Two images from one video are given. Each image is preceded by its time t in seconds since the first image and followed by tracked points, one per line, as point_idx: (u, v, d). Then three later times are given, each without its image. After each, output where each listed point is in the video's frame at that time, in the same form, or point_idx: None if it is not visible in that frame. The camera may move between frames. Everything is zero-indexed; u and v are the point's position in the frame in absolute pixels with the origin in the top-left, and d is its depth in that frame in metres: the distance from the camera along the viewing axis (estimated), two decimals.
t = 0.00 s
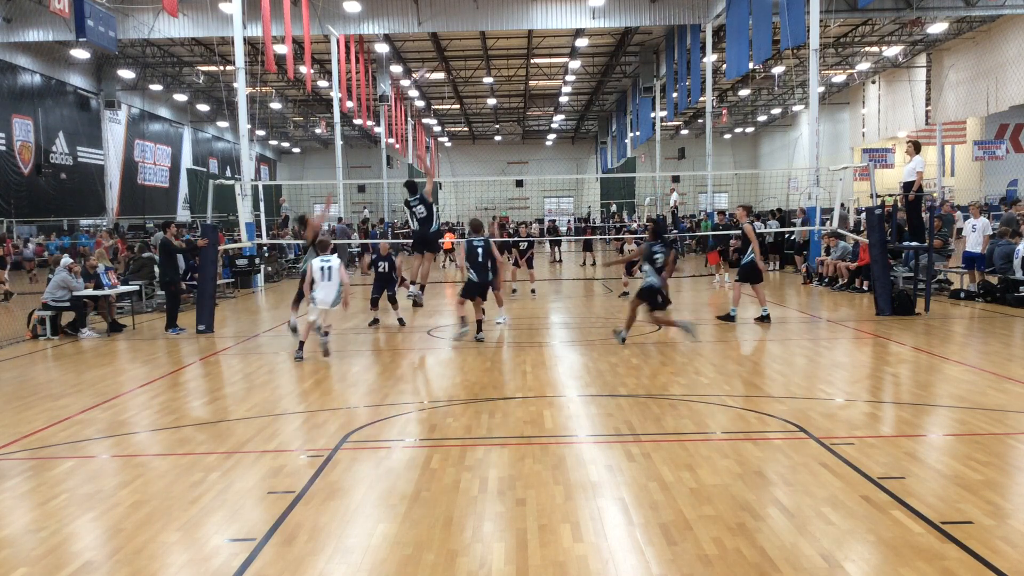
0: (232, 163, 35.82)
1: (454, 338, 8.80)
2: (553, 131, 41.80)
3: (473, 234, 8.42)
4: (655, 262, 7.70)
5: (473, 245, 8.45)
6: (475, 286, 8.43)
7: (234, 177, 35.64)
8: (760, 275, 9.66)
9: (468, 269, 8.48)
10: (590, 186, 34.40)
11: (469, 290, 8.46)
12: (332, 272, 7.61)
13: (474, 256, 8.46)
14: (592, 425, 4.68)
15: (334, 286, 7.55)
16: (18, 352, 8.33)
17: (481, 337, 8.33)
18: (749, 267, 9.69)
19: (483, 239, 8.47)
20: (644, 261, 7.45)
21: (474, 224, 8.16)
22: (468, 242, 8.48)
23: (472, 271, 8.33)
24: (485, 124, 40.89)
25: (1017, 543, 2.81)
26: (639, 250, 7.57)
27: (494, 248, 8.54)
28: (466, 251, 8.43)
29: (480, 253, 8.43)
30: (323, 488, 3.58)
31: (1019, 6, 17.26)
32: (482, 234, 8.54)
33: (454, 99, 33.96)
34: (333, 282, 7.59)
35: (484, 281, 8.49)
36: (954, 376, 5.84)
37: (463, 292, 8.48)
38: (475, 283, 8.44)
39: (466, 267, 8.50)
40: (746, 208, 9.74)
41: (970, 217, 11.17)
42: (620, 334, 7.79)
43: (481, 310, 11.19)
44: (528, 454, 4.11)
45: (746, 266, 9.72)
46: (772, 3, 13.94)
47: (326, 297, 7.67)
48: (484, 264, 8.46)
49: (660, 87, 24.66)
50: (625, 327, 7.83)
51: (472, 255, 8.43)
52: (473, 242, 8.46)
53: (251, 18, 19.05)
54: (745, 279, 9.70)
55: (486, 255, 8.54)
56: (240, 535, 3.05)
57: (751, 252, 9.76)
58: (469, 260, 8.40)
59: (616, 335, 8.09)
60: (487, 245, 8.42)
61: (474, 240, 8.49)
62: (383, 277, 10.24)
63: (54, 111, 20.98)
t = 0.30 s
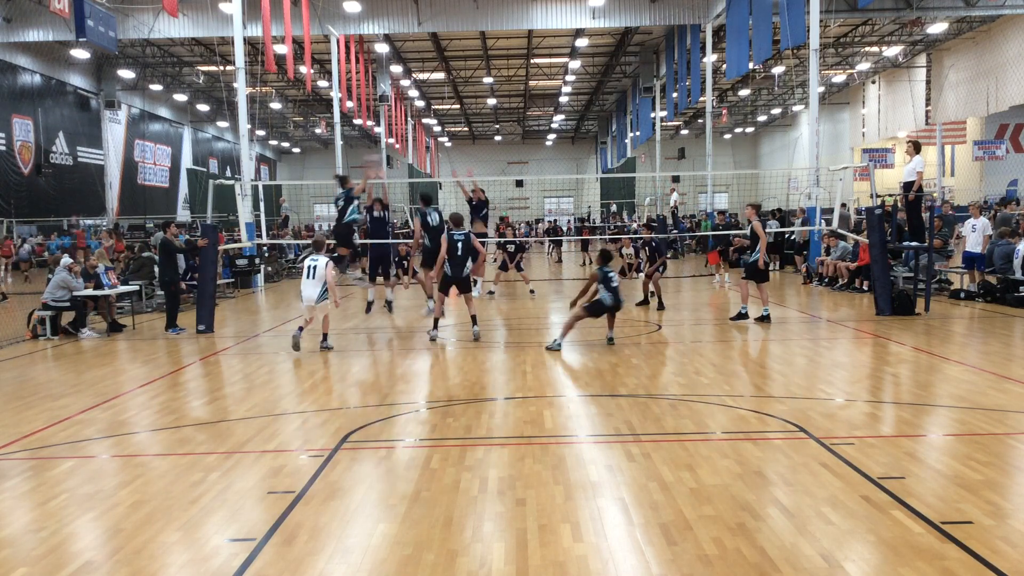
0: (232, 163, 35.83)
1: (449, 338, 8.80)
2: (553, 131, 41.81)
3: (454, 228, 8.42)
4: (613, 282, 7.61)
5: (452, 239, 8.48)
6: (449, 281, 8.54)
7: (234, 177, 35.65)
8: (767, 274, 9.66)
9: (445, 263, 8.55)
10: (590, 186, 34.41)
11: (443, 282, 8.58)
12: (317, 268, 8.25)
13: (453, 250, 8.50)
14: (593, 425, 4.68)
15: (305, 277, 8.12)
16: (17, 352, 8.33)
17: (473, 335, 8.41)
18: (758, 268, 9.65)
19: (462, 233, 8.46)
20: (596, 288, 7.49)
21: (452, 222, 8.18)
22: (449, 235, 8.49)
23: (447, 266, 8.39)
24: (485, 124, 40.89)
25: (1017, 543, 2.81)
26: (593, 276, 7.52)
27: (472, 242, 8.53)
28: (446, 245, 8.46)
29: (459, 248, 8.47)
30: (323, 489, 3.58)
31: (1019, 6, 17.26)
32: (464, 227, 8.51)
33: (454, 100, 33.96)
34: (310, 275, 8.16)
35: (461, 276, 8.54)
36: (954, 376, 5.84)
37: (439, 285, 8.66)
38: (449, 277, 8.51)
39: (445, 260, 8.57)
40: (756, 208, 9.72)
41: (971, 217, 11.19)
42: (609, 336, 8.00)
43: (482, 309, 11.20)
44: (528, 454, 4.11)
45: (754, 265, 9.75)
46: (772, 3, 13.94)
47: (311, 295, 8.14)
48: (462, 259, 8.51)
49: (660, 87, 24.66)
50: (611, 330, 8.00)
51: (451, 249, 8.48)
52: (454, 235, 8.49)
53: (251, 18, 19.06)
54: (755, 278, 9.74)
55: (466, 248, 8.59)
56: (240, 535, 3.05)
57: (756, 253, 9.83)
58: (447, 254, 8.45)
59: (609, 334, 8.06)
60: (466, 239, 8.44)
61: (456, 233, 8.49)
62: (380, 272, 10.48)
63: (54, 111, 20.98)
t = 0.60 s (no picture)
0: (232, 163, 35.83)
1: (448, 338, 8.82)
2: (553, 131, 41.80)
3: (446, 232, 8.50)
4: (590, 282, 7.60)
5: (445, 243, 8.58)
6: (441, 284, 8.58)
7: (234, 177, 35.65)
8: (769, 273, 9.67)
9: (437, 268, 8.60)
10: (590, 186, 34.38)
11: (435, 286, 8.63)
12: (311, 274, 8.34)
13: (446, 253, 8.58)
14: (592, 425, 4.68)
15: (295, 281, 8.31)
16: (17, 352, 8.33)
17: (472, 335, 8.42)
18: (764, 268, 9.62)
19: (455, 237, 8.55)
20: (573, 290, 7.54)
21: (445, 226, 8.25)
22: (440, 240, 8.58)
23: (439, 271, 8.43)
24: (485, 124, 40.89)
25: (1018, 543, 2.81)
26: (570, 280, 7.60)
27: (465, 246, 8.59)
28: (437, 248, 8.56)
29: (451, 252, 8.54)
30: (323, 489, 3.58)
31: (1019, 6, 17.27)
32: (455, 232, 8.61)
33: (454, 99, 33.96)
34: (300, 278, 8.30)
35: (452, 279, 8.58)
36: (954, 376, 5.84)
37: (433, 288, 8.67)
38: (441, 281, 8.57)
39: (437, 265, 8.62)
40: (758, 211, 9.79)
41: (971, 217, 11.15)
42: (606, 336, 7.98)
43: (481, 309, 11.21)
44: (528, 454, 4.11)
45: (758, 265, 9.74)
46: (772, 3, 13.94)
47: (297, 297, 8.18)
48: (454, 261, 8.56)
49: (660, 87, 24.65)
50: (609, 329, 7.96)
51: (443, 253, 8.56)
52: (446, 239, 8.57)
53: (251, 18, 19.06)
54: (760, 278, 9.70)
55: (459, 253, 8.67)
56: (240, 535, 3.05)
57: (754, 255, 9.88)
58: (438, 258, 8.52)
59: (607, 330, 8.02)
60: (458, 243, 8.51)
61: (447, 237, 8.59)
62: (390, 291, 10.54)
63: (54, 111, 20.97)
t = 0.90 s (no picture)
0: (232, 163, 35.84)
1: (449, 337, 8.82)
2: (553, 131, 41.79)
3: (459, 230, 8.58)
4: (590, 277, 7.57)
5: (457, 240, 8.63)
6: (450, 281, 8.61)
7: (234, 177, 35.65)
8: (767, 275, 9.70)
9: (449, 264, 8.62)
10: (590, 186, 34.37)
11: (444, 282, 8.63)
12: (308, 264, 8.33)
13: (456, 250, 8.62)
14: (592, 425, 4.68)
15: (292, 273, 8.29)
16: (17, 352, 8.33)
17: (474, 336, 8.37)
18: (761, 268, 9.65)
19: (467, 235, 8.61)
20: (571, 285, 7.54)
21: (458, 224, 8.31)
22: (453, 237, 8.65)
23: (450, 266, 8.45)
24: (485, 124, 40.88)
25: (1017, 543, 2.81)
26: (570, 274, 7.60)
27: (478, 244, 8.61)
28: (450, 246, 8.61)
29: (462, 250, 8.59)
30: (323, 489, 3.58)
31: (1019, 6, 17.27)
32: (469, 230, 8.67)
33: (454, 99, 33.96)
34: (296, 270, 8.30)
35: (462, 276, 8.58)
36: (954, 376, 5.84)
37: (440, 286, 8.69)
38: (450, 278, 8.56)
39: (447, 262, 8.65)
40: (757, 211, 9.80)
41: (970, 217, 11.10)
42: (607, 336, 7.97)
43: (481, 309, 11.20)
44: (528, 454, 4.11)
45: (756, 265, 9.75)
46: (772, 3, 13.94)
47: (293, 288, 8.18)
48: (464, 259, 8.61)
49: (660, 87, 24.65)
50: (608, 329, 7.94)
51: (455, 250, 8.60)
52: (459, 237, 8.64)
53: (251, 18, 19.06)
54: (757, 278, 9.73)
55: (469, 251, 8.71)
56: (240, 535, 3.05)
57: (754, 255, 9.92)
58: (450, 255, 8.57)
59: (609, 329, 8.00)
60: (470, 241, 8.57)
61: (460, 236, 8.66)
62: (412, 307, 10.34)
63: (54, 112, 20.97)
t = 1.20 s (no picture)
0: (232, 163, 35.85)
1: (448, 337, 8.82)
2: (553, 131, 41.78)
3: (464, 224, 8.50)
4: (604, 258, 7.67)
5: (463, 234, 8.57)
6: (457, 276, 8.58)
7: (234, 177, 35.64)
8: (757, 275, 9.71)
9: (454, 259, 8.60)
10: (591, 186, 34.36)
11: (450, 277, 8.63)
12: (319, 259, 8.27)
13: (462, 245, 8.57)
14: (592, 425, 4.68)
15: (300, 268, 8.22)
16: (17, 352, 8.33)
17: (469, 337, 8.33)
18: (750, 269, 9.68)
19: (472, 229, 8.52)
20: (583, 266, 7.64)
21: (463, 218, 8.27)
22: (458, 231, 8.58)
23: (455, 262, 8.46)
24: (485, 124, 40.87)
25: (1017, 543, 2.81)
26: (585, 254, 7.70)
27: (482, 239, 8.57)
28: (454, 240, 8.54)
29: (468, 245, 8.55)
30: (323, 488, 3.58)
31: (1019, 6, 17.26)
32: (473, 225, 8.65)
33: (454, 99, 33.96)
34: (306, 266, 8.23)
35: (468, 271, 8.64)
36: (954, 376, 5.84)
37: (447, 283, 8.65)
38: (457, 274, 8.59)
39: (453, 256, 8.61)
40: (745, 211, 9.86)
41: (970, 217, 11.08)
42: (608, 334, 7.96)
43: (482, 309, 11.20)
44: (528, 454, 4.11)
45: (745, 266, 9.76)
46: (772, 3, 13.94)
47: (305, 285, 8.17)
48: (470, 254, 8.60)
49: (660, 87, 24.65)
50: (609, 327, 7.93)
51: (460, 245, 8.56)
52: (463, 231, 8.56)
53: (251, 18, 19.07)
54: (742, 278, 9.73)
55: (475, 246, 8.66)
56: (240, 535, 3.05)
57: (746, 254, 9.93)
58: (455, 250, 8.53)
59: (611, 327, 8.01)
60: (475, 236, 8.50)
61: (465, 229, 8.58)
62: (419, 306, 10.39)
63: (54, 112, 20.97)
